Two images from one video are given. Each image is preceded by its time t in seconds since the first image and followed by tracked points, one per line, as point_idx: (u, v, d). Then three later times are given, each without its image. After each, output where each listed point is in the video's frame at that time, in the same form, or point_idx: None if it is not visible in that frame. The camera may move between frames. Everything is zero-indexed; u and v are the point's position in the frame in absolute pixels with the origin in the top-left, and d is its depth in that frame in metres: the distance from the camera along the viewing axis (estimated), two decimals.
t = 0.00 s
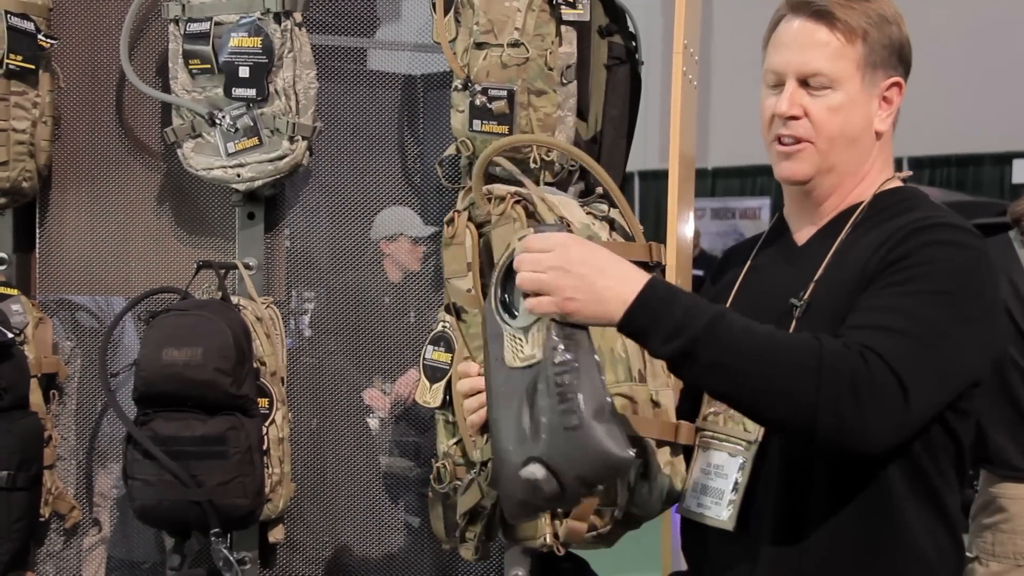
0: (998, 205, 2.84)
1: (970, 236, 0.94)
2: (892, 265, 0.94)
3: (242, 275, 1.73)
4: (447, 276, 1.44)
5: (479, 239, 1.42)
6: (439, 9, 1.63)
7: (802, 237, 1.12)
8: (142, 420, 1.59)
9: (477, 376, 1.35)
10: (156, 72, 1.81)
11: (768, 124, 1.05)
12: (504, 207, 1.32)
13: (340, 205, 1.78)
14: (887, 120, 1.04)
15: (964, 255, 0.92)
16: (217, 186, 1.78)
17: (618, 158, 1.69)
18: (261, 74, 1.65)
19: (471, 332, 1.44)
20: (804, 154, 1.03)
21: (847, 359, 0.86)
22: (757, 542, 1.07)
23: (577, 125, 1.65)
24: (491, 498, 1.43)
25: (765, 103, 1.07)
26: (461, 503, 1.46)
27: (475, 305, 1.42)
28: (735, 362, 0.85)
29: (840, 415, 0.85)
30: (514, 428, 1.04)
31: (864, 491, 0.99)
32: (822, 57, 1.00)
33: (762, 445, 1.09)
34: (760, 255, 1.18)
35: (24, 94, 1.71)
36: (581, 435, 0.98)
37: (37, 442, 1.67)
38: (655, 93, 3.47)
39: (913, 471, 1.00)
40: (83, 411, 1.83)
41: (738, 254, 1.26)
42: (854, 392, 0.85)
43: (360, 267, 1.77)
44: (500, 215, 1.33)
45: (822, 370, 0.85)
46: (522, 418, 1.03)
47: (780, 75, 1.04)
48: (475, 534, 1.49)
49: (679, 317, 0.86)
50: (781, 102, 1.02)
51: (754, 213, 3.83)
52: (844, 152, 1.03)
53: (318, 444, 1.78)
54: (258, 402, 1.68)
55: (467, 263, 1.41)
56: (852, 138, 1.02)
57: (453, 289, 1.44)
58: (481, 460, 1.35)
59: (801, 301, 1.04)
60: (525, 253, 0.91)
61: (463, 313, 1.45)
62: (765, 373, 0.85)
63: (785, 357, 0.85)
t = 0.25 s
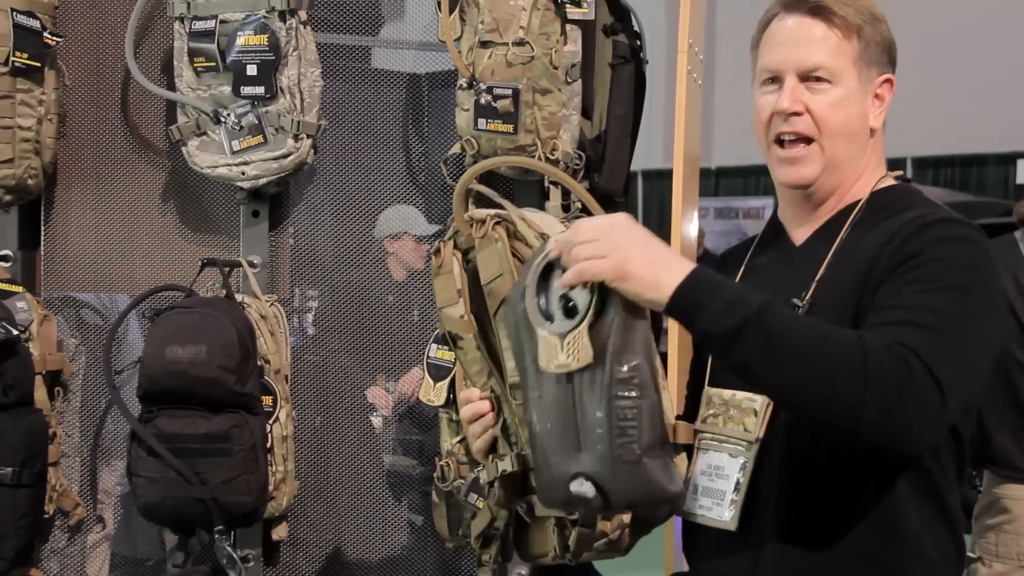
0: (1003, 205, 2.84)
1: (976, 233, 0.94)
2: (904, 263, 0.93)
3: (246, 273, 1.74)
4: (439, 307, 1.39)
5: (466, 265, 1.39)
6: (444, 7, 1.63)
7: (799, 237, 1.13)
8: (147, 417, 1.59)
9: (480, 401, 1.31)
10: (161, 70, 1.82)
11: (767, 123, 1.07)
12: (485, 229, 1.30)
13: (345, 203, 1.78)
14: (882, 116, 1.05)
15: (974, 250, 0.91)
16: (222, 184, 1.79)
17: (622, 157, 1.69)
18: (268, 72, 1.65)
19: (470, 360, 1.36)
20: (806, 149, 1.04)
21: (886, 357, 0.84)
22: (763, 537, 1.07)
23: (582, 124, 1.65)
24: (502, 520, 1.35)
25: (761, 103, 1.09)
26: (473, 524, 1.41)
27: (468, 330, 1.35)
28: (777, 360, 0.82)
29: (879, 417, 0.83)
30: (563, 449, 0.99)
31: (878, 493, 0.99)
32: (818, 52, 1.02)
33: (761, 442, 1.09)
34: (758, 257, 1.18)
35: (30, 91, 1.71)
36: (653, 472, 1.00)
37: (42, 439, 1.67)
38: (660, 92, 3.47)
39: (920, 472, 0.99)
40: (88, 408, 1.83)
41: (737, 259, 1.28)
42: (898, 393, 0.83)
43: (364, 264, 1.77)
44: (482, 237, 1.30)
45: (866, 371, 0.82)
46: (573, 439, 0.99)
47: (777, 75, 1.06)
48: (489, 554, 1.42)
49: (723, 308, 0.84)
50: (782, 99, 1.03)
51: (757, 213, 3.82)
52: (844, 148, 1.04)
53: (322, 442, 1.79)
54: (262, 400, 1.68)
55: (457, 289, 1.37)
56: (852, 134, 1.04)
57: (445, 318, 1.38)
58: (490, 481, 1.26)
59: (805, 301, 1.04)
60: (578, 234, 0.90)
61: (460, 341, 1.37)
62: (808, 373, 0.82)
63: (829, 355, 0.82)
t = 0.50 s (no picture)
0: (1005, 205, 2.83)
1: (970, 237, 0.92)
2: (906, 261, 0.89)
3: (250, 269, 1.75)
4: (426, 325, 1.39)
5: (450, 283, 1.40)
6: (448, 4, 1.63)
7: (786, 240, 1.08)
8: (149, 414, 1.59)
9: (470, 416, 1.30)
10: (165, 66, 1.81)
11: (757, 136, 0.99)
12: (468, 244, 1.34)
13: (348, 200, 1.78)
14: (866, 118, 1.01)
15: (975, 250, 0.89)
16: (225, 180, 1.79)
17: (625, 155, 1.69)
18: (271, 68, 1.66)
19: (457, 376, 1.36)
20: (800, 162, 0.98)
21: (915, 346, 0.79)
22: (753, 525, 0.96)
23: (585, 122, 1.65)
24: (500, 531, 1.32)
25: (746, 117, 1.01)
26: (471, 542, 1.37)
27: (456, 346, 1.36)
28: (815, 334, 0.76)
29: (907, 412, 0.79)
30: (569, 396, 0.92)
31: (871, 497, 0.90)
32: (804, 61, 0.96)
33: (749, 436, 0.97)
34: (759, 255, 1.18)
35: (33, 87, 1.71)
36: (631, 431, 0.89)
37: (44, 435, 1.67)
38: (661, 91, 3.47)
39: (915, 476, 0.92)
40: (90, 404, 1.83)
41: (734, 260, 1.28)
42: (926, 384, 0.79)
43: (367, 262, 1.77)
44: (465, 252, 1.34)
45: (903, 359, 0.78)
46: (577, 390, 0.91)
47: (762, 86, 0.98)
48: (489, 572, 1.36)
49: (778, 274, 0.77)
50: (774, 112, 0.96)
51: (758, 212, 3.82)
52: (836, 156, 0.99)
53: (324, 439, 1.79)
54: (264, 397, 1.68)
55: (443, 307, 1.37)
56: (843, 141, 0.98)
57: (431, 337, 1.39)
58: (487, 490, 1.29)
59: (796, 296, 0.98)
60: (635, 185, 0.82)
61: (446, 358, 1.38)
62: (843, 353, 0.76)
63: (867, 337, 0.76)
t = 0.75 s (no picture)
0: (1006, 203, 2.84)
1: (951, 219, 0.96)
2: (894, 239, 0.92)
3: (250, 268, 1.75)
4: (401, 329, 1.39)
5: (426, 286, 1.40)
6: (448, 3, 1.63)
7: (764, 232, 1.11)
8: (149, 412, 1.59)
9: (450, 419, 1.33)
10: (165, 65, 1.81)
11: (732, 133, 1.02)
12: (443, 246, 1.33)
13: (348, 199, 1.78)
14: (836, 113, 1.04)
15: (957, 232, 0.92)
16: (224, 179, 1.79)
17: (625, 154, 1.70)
18: (271, 67, 1.65)
19: (434, 378, 1.37)
20: (774, 158, 1.01)
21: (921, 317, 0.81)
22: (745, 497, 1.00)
23: (585, 120, 1.65)
24: (483, 532, 1.30)
25: (720, 115, 1.03)
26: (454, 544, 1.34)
27: (434, 348, 1.36)
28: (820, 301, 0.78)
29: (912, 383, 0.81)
30: (595, 424, 0.82)
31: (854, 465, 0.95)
32: (774, 61, 0.98)
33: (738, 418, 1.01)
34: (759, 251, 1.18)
35: (33, 86, 1.71)
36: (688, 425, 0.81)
37: (43, 433, 1.67)
38: (661, 91, 3.47)
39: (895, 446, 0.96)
40: (89, 404, 1.83)
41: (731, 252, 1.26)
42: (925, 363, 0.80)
43: (367, 260, 1.77)
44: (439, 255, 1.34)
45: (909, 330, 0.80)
46: (602, 413, 0.82)
47: (734, 86, 1.00)
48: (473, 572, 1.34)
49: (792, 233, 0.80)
50: (746, 111, 0.99)
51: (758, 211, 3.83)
52: (809, 151, 1.01)
53: (324, 437, 1.78)
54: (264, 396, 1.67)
55: (418, 310, 1.37)
56: (815, 136, 1.01)
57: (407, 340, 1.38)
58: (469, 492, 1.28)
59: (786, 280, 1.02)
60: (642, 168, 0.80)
61: (423, 361, 1.38)
62: (854, 320, 0.78)
63: (874, 310, 0.78)
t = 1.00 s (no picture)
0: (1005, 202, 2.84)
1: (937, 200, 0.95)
2: (878, 223, 0.91)
3: (249, 266, 1.75)
4: (387, 330, 1.40)
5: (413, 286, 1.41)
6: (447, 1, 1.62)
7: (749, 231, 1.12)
8: (147, 411, 1.59)
9: (437, 418, 1.35)
10: (163, 63, 1.81)
11: (718, 132, 1.03)
12: (430, 247, 1.35)
13: (346, 198, 1.78)
14: (821, 113, 1.05)
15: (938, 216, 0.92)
16: (222, 178, 1.78)
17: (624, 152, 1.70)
18: (270, 66, 1.65)
19: (423, 379, 1.37)
20: (759, 156, 1.01)
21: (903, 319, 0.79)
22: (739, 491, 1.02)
23: (584, 119, 1.64)
24: (473, 530, 1.32)
25: (707, 112, 1.05)
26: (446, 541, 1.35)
27: (422, 349, 1.37)
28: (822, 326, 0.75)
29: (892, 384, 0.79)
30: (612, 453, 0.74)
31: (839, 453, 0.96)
32: (759, 60, 0.99)
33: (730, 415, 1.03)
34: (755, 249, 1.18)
35: (31, 85, 1.71)
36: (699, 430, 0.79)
37: (42, 432, 1.66)
38: (660, 89, 3.47)
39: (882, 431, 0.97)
40: (88, 403, 1.83)
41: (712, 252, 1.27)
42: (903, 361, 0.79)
43: (366, 259, 1.77)
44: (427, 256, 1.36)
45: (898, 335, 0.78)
46: (620, 443, 0.74)
47: (721, 84, 1.01)
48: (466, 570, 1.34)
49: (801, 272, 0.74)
50: (732, 108, 0.99)
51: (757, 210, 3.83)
52: (795, 149, 1.02)
53: (322, 436, 1.78)
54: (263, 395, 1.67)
55: (406, 310, 1.39)
56: (801, 135, 1.02)
57: (395, 341, 1.39)
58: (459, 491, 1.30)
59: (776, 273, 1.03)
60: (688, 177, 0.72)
61: (410, 362, 1.38)
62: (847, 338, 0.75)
63: (868, 314, 0.76)
